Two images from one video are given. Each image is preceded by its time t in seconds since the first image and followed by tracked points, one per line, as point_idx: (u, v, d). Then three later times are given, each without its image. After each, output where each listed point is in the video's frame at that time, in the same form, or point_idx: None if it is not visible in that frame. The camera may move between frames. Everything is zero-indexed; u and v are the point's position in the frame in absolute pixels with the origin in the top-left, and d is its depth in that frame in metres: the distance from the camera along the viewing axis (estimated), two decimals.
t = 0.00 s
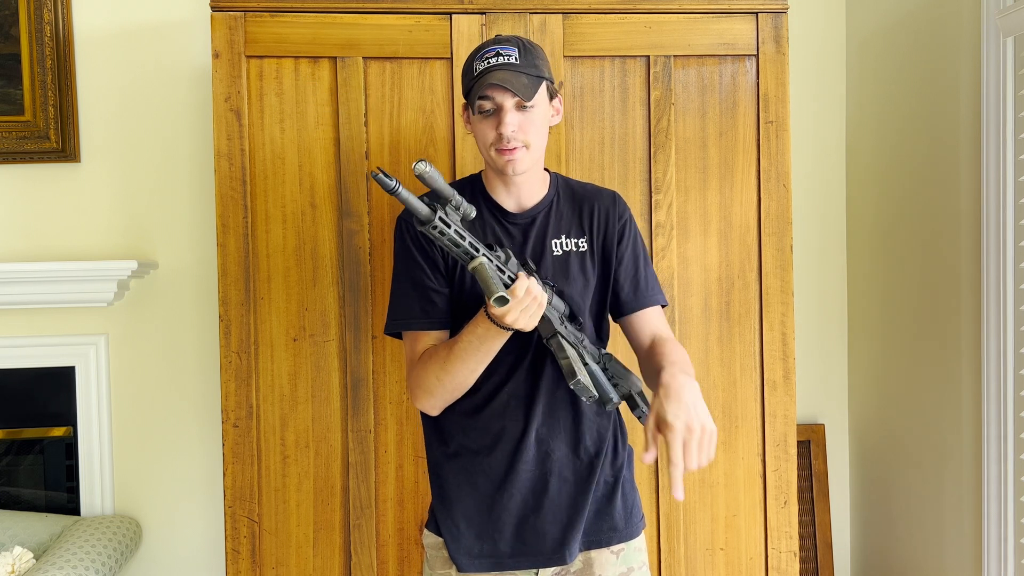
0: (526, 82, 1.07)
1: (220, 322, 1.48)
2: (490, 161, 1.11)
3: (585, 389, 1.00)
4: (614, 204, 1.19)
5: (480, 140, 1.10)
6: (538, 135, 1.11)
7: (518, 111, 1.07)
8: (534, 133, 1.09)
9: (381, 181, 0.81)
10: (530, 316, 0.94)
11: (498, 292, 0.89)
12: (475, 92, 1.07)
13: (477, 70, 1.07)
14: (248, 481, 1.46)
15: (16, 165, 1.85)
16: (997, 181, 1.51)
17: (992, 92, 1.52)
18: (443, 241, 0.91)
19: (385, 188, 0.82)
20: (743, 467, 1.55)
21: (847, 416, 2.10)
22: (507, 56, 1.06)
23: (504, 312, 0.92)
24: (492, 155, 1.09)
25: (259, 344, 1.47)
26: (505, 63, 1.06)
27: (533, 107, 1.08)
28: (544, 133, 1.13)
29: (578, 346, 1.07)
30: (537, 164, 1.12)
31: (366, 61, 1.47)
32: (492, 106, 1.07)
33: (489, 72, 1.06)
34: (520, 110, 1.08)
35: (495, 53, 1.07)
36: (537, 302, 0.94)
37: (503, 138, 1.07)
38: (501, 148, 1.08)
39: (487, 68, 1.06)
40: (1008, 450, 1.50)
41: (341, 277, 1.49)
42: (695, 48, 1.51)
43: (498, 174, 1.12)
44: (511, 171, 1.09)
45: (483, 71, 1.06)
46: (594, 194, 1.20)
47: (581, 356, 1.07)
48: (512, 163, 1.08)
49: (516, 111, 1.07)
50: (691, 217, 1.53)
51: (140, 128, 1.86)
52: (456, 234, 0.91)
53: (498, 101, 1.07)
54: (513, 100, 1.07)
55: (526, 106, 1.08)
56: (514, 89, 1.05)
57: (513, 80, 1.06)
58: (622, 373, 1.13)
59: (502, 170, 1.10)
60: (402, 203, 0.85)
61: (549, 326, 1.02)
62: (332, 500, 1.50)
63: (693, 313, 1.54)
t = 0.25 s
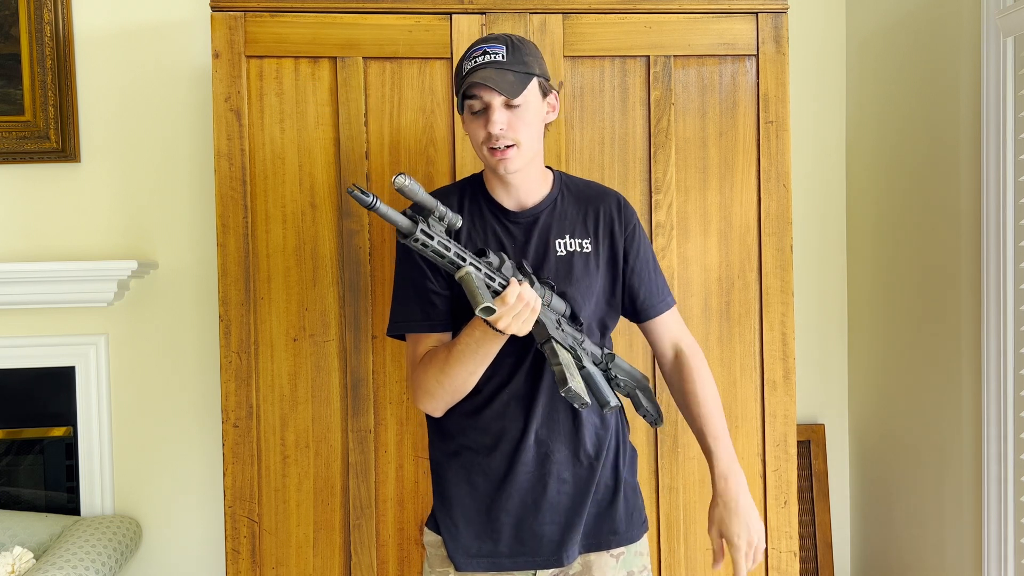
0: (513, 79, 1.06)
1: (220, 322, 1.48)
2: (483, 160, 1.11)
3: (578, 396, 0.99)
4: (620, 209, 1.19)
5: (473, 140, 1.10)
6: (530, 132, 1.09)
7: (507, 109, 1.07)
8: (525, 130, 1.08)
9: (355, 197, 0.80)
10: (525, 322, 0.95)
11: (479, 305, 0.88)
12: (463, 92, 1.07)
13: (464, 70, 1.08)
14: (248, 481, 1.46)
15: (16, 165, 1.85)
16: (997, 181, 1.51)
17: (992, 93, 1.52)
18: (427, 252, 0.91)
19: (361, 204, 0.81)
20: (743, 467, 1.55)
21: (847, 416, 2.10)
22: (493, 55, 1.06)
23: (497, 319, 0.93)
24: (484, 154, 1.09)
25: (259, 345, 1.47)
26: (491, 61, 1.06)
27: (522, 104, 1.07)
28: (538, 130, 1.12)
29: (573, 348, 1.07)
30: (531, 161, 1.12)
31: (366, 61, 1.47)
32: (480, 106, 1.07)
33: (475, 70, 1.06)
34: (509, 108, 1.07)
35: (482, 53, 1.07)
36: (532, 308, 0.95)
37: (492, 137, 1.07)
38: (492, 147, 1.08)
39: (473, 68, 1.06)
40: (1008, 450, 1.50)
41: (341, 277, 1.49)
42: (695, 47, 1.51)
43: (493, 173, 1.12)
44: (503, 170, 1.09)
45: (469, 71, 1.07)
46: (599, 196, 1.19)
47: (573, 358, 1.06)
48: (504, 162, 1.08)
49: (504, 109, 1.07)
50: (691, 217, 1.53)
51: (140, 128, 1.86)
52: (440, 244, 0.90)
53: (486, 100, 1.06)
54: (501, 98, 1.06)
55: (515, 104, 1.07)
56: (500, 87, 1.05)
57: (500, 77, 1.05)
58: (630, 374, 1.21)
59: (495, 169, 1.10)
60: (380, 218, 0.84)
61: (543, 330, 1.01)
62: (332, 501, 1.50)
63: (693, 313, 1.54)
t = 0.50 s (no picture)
0: (497, 79, 1.06)
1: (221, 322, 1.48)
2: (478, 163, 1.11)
3: (568, 385, 0.97)
4: (623, 211, 1.21)
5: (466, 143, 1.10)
6: (522, 132, 1.09)
7: (496, 110, 1.06)
8: (516, 130, 1.08)
9: (365, 142, 0.75)
10: (525, 307, 0.94)
11: (474, 275, 0.86)
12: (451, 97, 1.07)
13: (452, 75, 1.08)
14: (248, 481, 1.46)
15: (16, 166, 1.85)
16: (998, 181, 1.51)
17: (992, 93, 1.52)
18: (431, 212, 0.88)
19: (369, 152, 0.77)
20: (743, 467, 1.55)
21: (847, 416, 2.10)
22: (478, 57, 1.07)
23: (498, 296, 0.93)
24: (478, 156, 1.09)
25: (259, 345, 1.48)
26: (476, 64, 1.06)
27: (511, 103, 1.07)
28: (530, 128, 1.11)
29: (572, 341, 1.06)
30: (526, 160, 1.11)
31: (366, 61, 1.47)
32: (470, 108, 1.07)
33: (460, 74, 1.06)
34: (497, 109, 1.06)
35: (467, 56, 1.07)
36: (536, 293, 0.94)
37: (483, 139, 1.07)
38: (485, 149, 1.07)
39: (460, 71, 1.07)
40: (1008, 450, 1.50)
41: (342, 277, 1.49)
42: (695, 48, 1.51)
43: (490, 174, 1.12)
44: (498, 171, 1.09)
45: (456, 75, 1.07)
46: (602, 196, 1.20)
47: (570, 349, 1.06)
48: (498, 163, 1.08)
49: (492, 110, 1.06)
50: (691, 217, 1.53)
51: (140, 128, 1.86)
52: (444, 205, 0.88)
53: (474, 102, 1.06)
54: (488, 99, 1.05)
55: (503, 104, 1.06)
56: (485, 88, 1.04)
57: (484, 79, 1.05)
58: (634, 383, 1.18)
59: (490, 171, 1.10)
60: (388, 168, 0.80)
61: (543, 317, 1.01)
62: (332, 501, 1.50)
63: (693, 313, 1.54)
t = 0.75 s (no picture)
0: (496, 74, 1.06)
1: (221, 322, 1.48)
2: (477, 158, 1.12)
3: (544, 370, 0.90)
4: (619, 205, 1.21)
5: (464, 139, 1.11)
6: (519, 126, 1.10)
7: (494, 104, 1.08)
8: (515, 124, 1.10)
9: (411, 59, 0.73)
10: (534, 289, 0.92)
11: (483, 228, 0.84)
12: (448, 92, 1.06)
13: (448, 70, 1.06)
14: (248, 481, 1.46)
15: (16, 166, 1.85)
16: (998, 181, 1.51)
17: (992, 93, 1.52)
18: (460, 155, 0.86)
19: (414, 72, 0.75)
20: (743, 467, 1.55)
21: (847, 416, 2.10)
22: (476, 51, 1.04)
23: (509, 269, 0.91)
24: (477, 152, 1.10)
25: (259, 344, 1.48)
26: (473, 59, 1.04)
27: (508, 98, 1.08)
28: (528, 122, 1.12)
29: (573, 342, 1.04)
30: (523, 155, 1.13)
31: (366, 61, 1.47)
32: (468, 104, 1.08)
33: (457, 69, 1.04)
34: (495, 103, 1.08)
35: (465, 51, 1.04)
36: (548, 277, 0.92)
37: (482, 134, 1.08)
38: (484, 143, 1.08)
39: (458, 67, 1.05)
40: (1008, 450, 1.50)
41: (341, 277, 1.49)
42: (695, 48, 1.51)
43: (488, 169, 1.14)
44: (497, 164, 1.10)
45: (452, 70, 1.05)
46: (598, 192, 1.21)
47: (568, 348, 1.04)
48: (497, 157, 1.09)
49: (491, 104, 1.08)
50: (691, 217, 1.53)
51: (140, 128, 1.86)
52: (475, 151, 0.86)
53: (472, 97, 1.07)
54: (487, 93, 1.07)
55: (501, 98, 1.08)
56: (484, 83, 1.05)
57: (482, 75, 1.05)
58: (633, 417, 1.16)
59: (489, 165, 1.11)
60: (428, 95, 0.78)
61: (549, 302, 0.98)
62: (332, 501, 1.50)
63: (693, 313, 1.54)
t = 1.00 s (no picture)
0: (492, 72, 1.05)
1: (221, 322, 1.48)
2: (476, 158, 1.11)
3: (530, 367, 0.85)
4: (613, 206, 1.22)
5: (462, 138, 1.10)
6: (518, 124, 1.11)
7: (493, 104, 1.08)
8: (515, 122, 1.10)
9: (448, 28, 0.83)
10: (540, 289, 0.90)
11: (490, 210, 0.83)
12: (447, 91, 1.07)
13: (445, 70, 1.07)
14: (248, 481, 1.46)
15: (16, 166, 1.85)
16: (997, 181, 1.51)
17: (992, 93, 1.52)
18: (485, 135, 0.89)
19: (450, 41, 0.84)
20: (743, 467, 1.55)
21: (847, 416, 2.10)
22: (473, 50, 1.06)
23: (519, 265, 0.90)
24: (476, 151, 1.09)
25: (259, 345, 1.48)
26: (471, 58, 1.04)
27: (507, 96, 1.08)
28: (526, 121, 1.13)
29: (573, 353, 1.01)
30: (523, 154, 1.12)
31: (366, 61, 1.47)
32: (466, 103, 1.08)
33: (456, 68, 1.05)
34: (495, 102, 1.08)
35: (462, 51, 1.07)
36: (556, 280, 0.90)
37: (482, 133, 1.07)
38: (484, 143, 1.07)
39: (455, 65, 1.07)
40: (1008, 449, 1.50)
41: (341, 277, 1.49)
42: (695, 48, 1.51)
43: (487, 169, 1.13)
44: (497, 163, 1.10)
45: (450, 69, 1.06)
46: (592, 193, 1.22)
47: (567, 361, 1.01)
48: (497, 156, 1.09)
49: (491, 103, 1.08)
50: (691, 217, 1.53)
51: (140, 128, 1.86)
52: (500, 134, 0.89)
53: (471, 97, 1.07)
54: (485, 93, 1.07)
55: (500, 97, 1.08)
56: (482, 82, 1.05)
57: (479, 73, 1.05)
58: (630, 449, 1.11)
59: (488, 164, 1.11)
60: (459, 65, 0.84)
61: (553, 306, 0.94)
62: (332, 501, 1.50)
63: (693, 313, 1.54)
